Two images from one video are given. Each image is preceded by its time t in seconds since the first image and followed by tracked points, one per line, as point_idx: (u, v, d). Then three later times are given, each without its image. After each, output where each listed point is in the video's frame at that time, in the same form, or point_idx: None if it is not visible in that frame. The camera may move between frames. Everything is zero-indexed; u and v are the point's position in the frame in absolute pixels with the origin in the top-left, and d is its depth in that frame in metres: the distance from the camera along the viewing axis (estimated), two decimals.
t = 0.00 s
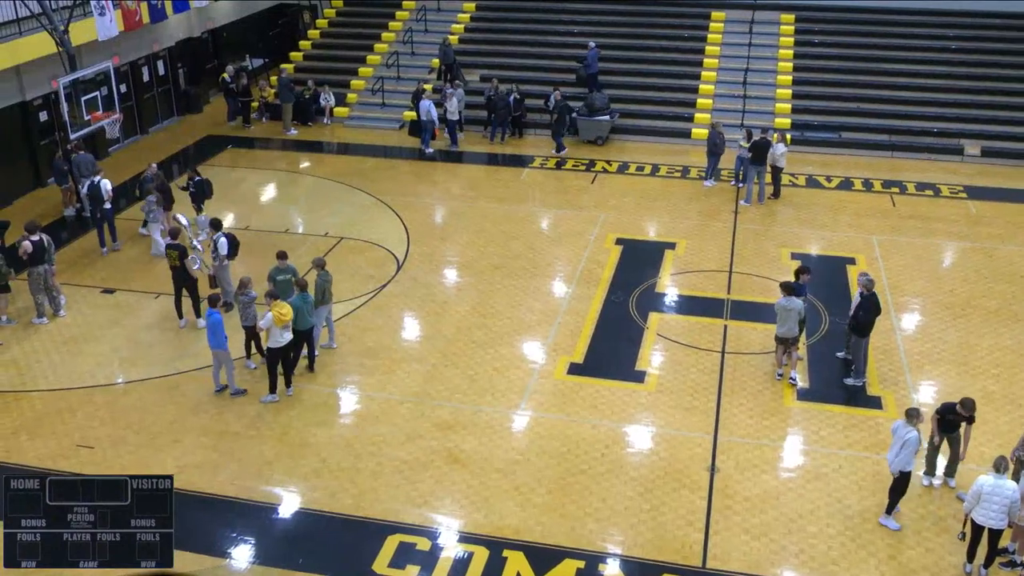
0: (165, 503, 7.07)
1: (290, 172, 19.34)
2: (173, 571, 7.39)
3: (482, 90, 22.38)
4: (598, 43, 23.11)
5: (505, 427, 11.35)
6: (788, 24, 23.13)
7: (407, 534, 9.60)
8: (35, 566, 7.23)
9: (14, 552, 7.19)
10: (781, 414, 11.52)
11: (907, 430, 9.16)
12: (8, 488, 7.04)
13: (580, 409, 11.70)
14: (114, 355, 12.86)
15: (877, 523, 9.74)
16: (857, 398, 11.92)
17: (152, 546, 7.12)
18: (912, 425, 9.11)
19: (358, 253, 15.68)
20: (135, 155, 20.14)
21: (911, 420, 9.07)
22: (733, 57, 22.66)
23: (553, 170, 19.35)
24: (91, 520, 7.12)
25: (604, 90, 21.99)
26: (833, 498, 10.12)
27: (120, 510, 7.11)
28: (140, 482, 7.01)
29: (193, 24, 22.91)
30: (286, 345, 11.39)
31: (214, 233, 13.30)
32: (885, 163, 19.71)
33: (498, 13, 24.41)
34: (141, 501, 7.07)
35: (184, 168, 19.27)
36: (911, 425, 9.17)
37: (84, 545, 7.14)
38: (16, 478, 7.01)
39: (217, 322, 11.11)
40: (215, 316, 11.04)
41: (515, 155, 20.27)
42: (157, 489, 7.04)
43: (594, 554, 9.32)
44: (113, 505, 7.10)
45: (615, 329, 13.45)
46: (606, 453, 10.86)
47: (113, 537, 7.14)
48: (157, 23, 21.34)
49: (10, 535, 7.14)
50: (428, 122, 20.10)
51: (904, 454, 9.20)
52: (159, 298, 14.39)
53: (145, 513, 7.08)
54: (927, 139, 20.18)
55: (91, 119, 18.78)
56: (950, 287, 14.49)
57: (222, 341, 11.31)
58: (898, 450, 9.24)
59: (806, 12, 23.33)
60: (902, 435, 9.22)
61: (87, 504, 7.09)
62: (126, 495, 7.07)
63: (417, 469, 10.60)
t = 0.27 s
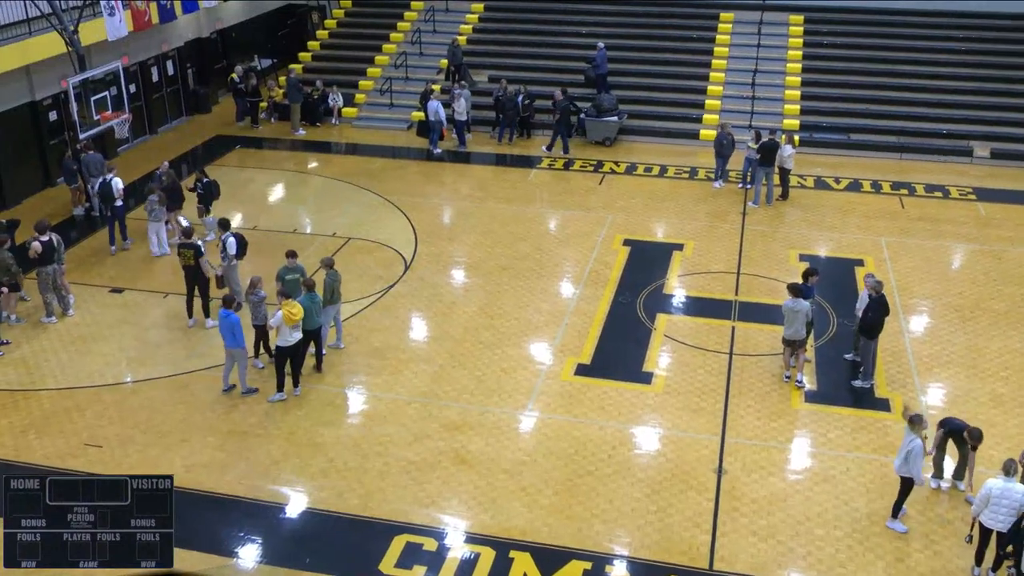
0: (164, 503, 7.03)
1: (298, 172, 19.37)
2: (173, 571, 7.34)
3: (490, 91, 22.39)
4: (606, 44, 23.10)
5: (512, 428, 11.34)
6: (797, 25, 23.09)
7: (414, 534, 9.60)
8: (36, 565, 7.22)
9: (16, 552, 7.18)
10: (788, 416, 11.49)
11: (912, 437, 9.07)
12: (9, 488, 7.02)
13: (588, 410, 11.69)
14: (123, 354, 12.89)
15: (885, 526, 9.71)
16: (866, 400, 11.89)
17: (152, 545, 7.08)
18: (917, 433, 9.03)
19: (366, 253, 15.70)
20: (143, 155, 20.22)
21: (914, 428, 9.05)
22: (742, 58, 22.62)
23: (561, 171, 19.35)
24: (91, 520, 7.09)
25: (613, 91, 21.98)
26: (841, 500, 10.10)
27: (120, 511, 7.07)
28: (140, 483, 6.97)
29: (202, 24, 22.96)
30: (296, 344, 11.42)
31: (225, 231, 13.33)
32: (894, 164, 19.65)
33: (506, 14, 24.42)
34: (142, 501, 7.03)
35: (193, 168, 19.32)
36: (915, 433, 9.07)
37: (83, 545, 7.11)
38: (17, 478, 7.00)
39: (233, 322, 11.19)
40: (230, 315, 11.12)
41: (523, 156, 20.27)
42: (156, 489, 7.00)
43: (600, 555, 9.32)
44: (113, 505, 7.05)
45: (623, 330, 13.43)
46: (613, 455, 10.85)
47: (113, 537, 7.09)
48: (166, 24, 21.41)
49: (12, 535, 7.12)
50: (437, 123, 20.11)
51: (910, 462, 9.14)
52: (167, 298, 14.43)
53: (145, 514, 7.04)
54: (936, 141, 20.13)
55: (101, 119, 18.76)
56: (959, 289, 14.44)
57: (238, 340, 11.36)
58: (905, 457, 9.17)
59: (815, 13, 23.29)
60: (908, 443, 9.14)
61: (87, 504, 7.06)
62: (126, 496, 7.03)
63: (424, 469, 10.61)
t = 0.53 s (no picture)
0: (164, 503, 6.89)
1: (308, 172, 19.37)
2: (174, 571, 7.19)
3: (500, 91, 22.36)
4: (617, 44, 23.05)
5: (521, 429, 11.31)
6: (809, 26, 23.00)
7: (422, 535, 9.57)
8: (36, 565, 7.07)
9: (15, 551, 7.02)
10: (798, 419, 11.43)
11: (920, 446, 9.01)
12: (8, 488, 6.88)
13: (597, 412, 11.65)
14: (133, 353, 12.90)
15: (896, 530, 9.64)
16: (877, 403, 11.82)
17: (152, 545, 6.94)
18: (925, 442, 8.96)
19: (375, 253, 15.68)
20: (152, 154, 20.26)
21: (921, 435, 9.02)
22: (753, 58, 22.55)
23: (571, 172, 19.31)
24: (91, 520, 6.95)
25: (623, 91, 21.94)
26: (851, 504, 10.03)
27: (120, 511, 6.94)
28: (139, 483, 6.84)
29: (212, 23, 22.99)
30: (305, 344, 11.39)
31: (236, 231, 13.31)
32: (906, 166, 19.56)
33: (517, 14, 24.39)
34: (141, 501, 6.90)
35: (202, 168, 19.34)
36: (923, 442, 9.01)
37: (83, 545, 6.97)
38: (16, 479, 6.85)
39: (245, 321, 11.16)
40: (242, 315, 11.10)
41: (533, 156, 20.23)
42: (156, 489, 6.87)
43: (609, 558, 9.27)
44: (113, 505, 6.92)
45: (632, 332, 13.38)
46: (623, 456, 10.80)
47: (113, 537, 6.96)
48: (176, 23, 21.44)
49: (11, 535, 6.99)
50: (446, 123, 20.10)
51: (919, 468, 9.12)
52: (177, 297, 14.44)
53: (145, 513, 6.91)
54: (948, 143, 20.03)
55: (112, 118, 18.60)
56: (971, 292, 14.35)
57: (253, 340, 11.34)
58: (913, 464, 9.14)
59: (827, 14, 23.20)
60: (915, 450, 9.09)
61: (86, 504, 6.93)
62: (126, 496, 6.90)
63: (432, 470, 10.57)
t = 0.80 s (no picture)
0: (164, 504, 6.83)
1: (318, 172, 19.35)
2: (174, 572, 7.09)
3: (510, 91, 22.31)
4: (628, 45, 22.97)
5: (530, 431, 11.24)
6: (822, 26, 22.88)
7: (430, 537, 9.51)
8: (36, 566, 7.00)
9: (15, 552, 6.94)
10: (809, 422, 11.34)
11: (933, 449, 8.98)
12: (9, 488, 6.81)
13: (606, 414, 11.57)
14: (142, 353, 12.89)
15: (908, 535, 9.54)
16: (890, 407, 11.72)
17: (152, 546, 6.85)
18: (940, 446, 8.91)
19: (384, 253, 15.65)
20: (161, 154, 20.23)
21: (933, 441, 8.95)
22: (765, 59, 22.45)
23: (581, 173, 19.24)
24: (91, 520, 6.87)
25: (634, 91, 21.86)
26: (863, 508, 9.94)
27: (120, 510, 6.87)
28: (140, 482, 6.77)
29: (223, 23, 22.98)
30: (315, 344, 11.36)
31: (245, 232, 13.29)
32: (919, 168, 19.43)
33: (528, 14, 24.33)
34: (141, 501, 6.81)
35: (212, 168, 19.33)
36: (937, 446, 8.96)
37: (83, 545, 6.89)
38: (17, 478, 6.78)
39: (257, 321, 11.13)
40: (254, 315, 11.08)
41: (543, 157, 20.17)
42: (157, 489, 6.81)
43: (618, 561, 9.20)
44: (113, 505, 6.85)
45: (642, 334, 13.30)
46: (632, 459, 10.73)
47: (113, 537, 6.89)
48: (187, 23, 21.44)
49: (11, 535, 6.92)
50: (457, 123, 20.05)
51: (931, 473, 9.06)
52: (186, 297, 14.42)
53: (145, 513, 6.84)
54: (962, 145, 19.90)
55: (122, 118, 18.78)
56: (985, 295, 14.24)
57: (266, 340, 11.31)
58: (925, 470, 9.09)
59: (840, 14, 23.08)
60: (927, 455, 9.05)
61: (87, 504, 6.85)
62: (126, 495, 6.82)
63: (441, 471, 10.52)
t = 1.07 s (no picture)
0: (164, 504, 6.75)
1: (325, 172, 19.31)
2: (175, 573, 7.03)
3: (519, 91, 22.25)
4: (638, 45, 22.89)
5: (538, 433, 11.17)
6: (833, 26, 22.78)
7: (437, 539, 9.44)
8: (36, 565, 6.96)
9: (15, 551, 6.91)
10: (819, 425, 11.25)
11: (942, 455, 8.89)
12: (9, 488, 6.77)
13: (615, 416, 11.50)
14: (149, 352, 12.86)
15: (919, 539, 9.45)
16: (901, 410, 11.61)
17: (152, 546, 6.78)
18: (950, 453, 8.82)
19: (392, 253, 15.60)
20: (170, 154, 20.17)
21: (943, 446, 8.87)
22: (775, 60, 22.35)
23: (590, 173, 19.17)
24: (91, 520, 6.81)
25: (644, 92, 21.78)
26: (873, 512, 9.85)
27: (120, 511, 6.80)
28: (139, 482, 6.69)
29: (231, 21, 22.94)
30: (322, 345, 11.32)
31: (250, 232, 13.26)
32: (930, 169, 19.32)
33: (538, 14, 24.27)
34: (142, 501, 6.74)
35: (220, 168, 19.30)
36: (946, 453, 8.86)
37: (83, 546, 6.82)
38: (17, 478, 6.74)
39: (265, 321, 11.10)
40: (262, 314, 11.04)
41: (552, 157, 20.10)
42: (156, 489, 6.74)
43: (625, 563, 9.12)
44: (113, 505, 6.78)
45: (651, 335, 13.23)
46: (641, 461, 10.66)
47: (113, 538, 6.82)
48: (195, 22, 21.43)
49: (12, 535, 6.88)
50: (465, 124, 20.00)
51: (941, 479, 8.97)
52: (194, 297, 14.39)
53: (145, 514, 6.77)
54: (974, 146, 19.78)
55: (129, 118, 18.79)
56: (997, 297, 14.12)
57: (272, 339, 11.26)
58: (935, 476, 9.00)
59: (851, 15, 22.97)
60: (937, 460, 8.95)
61: (87, 504, 6.79)
62: (126, 496, 6.75)
63: (448, 473, 10.46)
